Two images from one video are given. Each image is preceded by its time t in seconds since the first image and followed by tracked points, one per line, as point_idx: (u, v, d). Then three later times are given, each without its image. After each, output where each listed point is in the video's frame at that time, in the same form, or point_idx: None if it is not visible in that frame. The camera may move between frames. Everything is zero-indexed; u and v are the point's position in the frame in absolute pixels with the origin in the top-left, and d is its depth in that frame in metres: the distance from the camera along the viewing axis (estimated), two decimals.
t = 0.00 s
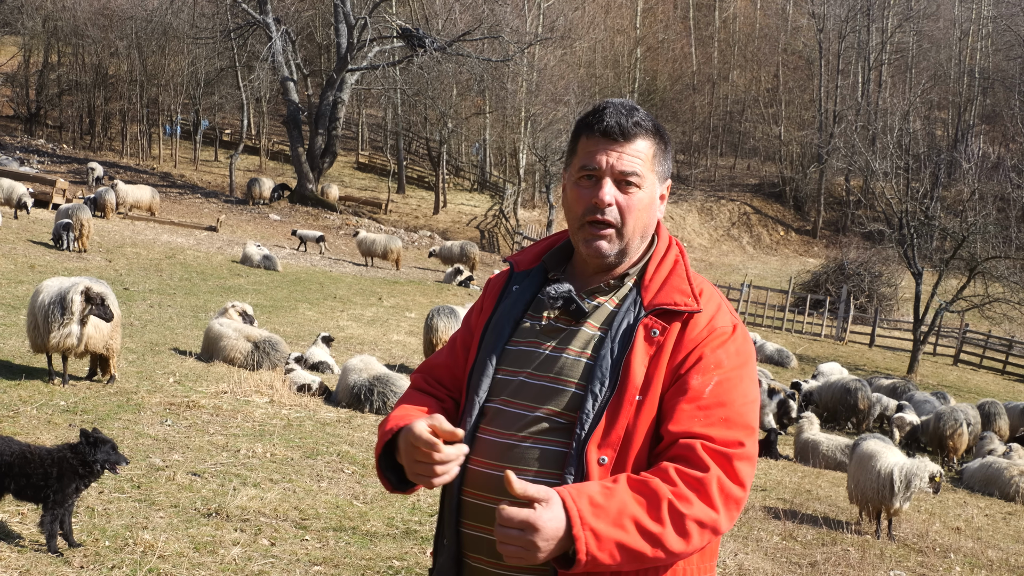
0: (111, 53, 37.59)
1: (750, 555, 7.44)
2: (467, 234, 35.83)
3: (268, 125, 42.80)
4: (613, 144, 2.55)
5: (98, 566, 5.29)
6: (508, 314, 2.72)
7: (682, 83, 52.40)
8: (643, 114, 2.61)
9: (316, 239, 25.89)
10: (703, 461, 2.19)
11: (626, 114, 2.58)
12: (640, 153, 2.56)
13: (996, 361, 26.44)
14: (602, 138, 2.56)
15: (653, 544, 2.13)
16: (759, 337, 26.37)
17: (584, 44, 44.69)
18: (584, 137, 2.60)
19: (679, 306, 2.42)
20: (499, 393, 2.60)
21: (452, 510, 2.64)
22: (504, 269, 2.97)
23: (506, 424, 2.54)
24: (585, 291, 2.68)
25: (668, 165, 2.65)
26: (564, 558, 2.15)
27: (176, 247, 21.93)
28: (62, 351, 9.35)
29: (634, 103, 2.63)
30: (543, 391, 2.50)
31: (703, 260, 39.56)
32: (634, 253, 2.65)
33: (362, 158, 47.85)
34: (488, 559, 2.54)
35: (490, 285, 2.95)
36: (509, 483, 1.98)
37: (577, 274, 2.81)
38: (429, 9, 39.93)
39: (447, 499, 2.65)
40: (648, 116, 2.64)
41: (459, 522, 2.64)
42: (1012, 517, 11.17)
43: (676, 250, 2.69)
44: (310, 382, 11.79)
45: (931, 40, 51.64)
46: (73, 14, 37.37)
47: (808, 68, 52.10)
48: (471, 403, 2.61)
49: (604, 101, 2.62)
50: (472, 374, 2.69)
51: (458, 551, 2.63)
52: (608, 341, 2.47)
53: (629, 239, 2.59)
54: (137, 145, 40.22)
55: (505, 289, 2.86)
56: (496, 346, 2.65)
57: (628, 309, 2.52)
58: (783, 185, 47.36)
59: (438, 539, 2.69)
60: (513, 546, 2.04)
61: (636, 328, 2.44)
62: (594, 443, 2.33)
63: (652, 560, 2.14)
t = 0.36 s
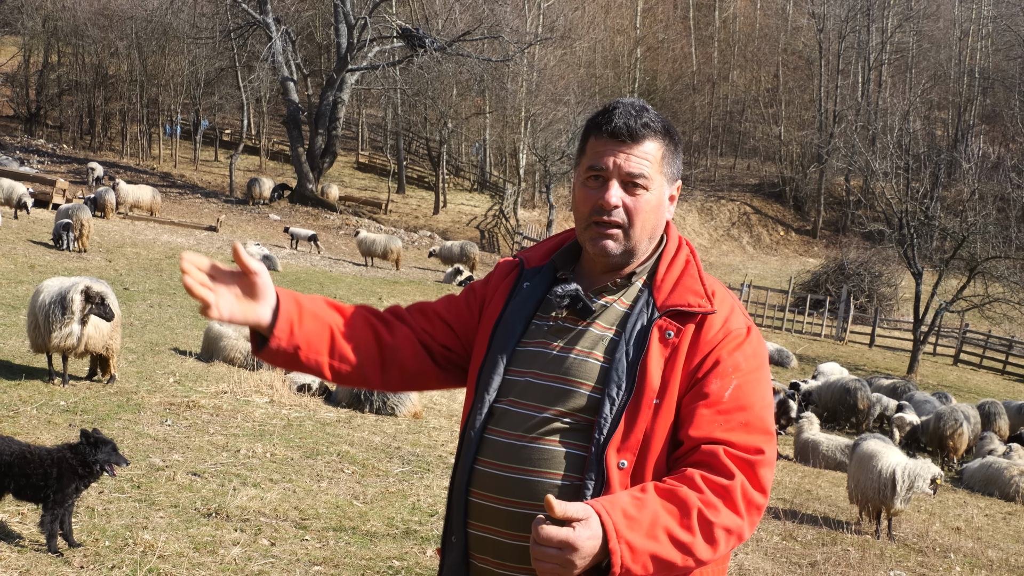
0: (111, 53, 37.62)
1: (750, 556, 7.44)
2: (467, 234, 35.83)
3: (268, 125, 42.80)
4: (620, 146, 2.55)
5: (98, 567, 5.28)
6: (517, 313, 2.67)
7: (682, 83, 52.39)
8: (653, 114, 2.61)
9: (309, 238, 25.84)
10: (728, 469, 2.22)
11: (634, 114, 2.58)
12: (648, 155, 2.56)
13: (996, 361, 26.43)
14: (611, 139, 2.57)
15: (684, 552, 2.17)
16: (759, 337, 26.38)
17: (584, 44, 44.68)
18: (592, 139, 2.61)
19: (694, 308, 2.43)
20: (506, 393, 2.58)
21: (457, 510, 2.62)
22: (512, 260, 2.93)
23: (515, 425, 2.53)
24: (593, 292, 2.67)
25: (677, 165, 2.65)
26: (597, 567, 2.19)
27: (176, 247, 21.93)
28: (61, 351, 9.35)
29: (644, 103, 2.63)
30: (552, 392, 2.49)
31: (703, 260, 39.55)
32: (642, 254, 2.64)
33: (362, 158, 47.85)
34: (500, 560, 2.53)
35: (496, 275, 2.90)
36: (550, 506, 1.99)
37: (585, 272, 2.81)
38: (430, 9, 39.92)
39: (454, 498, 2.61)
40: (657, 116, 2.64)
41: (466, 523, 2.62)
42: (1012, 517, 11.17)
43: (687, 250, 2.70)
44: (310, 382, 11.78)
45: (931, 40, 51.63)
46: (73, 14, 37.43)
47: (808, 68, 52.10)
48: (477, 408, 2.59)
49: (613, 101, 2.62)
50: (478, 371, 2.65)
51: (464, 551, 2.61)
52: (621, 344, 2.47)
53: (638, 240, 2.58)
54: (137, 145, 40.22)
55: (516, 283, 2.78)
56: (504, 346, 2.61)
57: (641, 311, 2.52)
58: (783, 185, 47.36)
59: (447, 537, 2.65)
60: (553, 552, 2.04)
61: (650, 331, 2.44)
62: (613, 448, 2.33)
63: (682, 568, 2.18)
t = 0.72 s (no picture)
0: (111, 54, 37.67)
1: (750, 556, 7.44)
2: (467, 234, 35.82)
3: (268, 125, 42.80)
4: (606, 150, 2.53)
5: (98, 566, 5.29)
6: (530, 297, 2.66)
7: (682, 83, 52.39)
8: (643, 113, 2.59)
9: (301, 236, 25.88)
10: (727, 472, 2.23)
11: (620, 116, 2.56)
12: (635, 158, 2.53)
13: (996, 361, 26.43)
14: (596, 143, 2.56)
15: (683, 556, 2.17)
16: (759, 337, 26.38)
17: (584, 44, 44.66)
18: (583, 141, 2.60)
19: (699, 312, 2.42)
20: (511, 394, 2.58)
21: (460, 511, 2.61)
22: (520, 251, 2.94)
23: (519, 427, 2.53)
24: (596, 293, 2.67)
25: (672, 166, 2.62)
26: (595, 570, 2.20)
27: (176, 247, 21.93)
28: (62, 351, 9.35)
29: (632, 102, 2.61)
30: (557, 396, 2.48)
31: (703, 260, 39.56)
32: (639, 254, 2.62)
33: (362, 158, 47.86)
34: (504, 563, 2.52)
35: (501, 264, 2.89)
36: (546, 511, 2.00)
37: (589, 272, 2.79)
38: (430, 9, 39.93)
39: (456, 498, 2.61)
40: (649, 114, 2.62)
41: (468, 524, 2.61)
42: (1012, 517, 11.17)
43: (691, 251, 2.69)
44: (310, 382, 11.77)
45: (931, 40, 51.65)
46: (73, 15, 37.46)
47: (808, 68, 52.10)
48: (482, 407, 2.59)
49: (603, 103, 2.62)
50: (482, 366, 2.64)
51: (466, 552, 2.60)
52: (627, 347, 2.46)
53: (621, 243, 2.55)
54: (137, 145, 40.24)
55: (524, 272, 2.77)
56: (507, 346, 2.60)
57: (646, 315, 2.51)
58: (783, 185, 47.36)
59: (445, 524, 2.64)
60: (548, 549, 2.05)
61: (654, 335, 2.44)
62: (619, 453, 2.34)
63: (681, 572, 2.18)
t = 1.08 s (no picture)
0: (111, 54, 37.69)
1: (750, 556, 7.45)
2: (467, 234, 35.82)
3: (268, 125, 42.80)
4: (634, 151, 2.55)
5: (98, 566, 5.29)
6: (520, 317, 2.73)
7: (682, 83, 52.41)
8: (667, 117, 2.61)
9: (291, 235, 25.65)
10: (720, 474, 2.22)
11: (649, 117, 2.57)
12: (662, 159, 2.56)
13: (996, 361, 26.42)
14: (624, 144, 2.56)
15: (666, 556, 2.18)
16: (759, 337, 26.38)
17: (585, 44, 44.65)
18: (606, 141, 2.61)
19: (699, 314, 2.42)
20: (510, 395, 2.59)
21: (457, 512, 2.67)
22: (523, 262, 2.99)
23: (518, 428, 2.53)
24: (599, 295, 2.67)
25: (690, 170, 2.64)
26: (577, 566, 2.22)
27: (176, 247, 21.92)
28: (61, 350, 9.34)
29: (658, 106, 2.61)
30: (557, 398, 2.47)
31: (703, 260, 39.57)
32: (650, 259, 2.63)
33: (362, 158, 47.89)
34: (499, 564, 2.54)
35: (504, 283, 2.95)
36: (524, 500, 2.06)
37: (592, 275, 2.80)
38: (430, 9, 39.96)
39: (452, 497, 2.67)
40: (671, 119, 2.63)
41: (464, 523, 2.67)
42: (1012, 517, 11.16)
43: (696, 254, 2.69)
44: (310, 382, 11.77)
45: (931, 40, 51.67)
46: (73, 14, 37.47)
47: (808, 68, 52.09)
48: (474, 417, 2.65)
49: (627, 103, 2.62)
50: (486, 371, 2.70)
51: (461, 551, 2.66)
52: (627, 349, 2.46)
53: (647, 245, 2.58)
54: (137, 145, 40.21)
55: (521, 288, 2.86)
56: (507, 349, 2.66)
57: (647, 317, 2.52)
58: (783, 185, 47.38)
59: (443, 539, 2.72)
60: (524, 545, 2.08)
61: (655, 337, 2.44)
62: (616, 455, 2.34)
63: (664, 571, 2.19)
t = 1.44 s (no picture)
0: (111, 53, 37.69)
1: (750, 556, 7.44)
2: (467, 234, 35.80)
3: (268, 125, 42.79)
4: (629, 149, 2.56)
5: (98, 566, 5.28)
6: (510, 321, 2.74)
7: (682, 83, 52.45)
8: (660, 115, 2.62)
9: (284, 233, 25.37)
10: (772, 470, 2.22)
11: (643, 116, 2.58)
12: (656, 158, 2.57)
13: (996, 361, 26.42)
14: (619, 142, 2.57)
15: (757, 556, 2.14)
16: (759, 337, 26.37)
17: (585, 44, 44.64)
18: (599, 139, 2.62)
19: (699, 312, 2.40)
20: (507, 396, 2.60)
21: (454, 514, 2.69)
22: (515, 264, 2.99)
23: (515, 429, 2.53)
24: (593, 293, 2.67)
25: (683, 167, 2.66)
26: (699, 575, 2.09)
27: (176, 247, 21.92)
28: (62, 350, 9.33)
29: (651, 104, 2.63)
30: (555, 397, 2.47)
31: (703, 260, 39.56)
32: (645, 256, 2.64)
33: (362, 158, 47.88)
34: (503, 564, 2.53)
35: (499, 287, 2.96)
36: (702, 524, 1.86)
37: (584, 274, 2.80)
38: (430, 9, 39.97)
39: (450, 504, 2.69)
40: (665, 118, 2.64)
41: (461, 524, 2.69)
42: (1012, 517, 11.16)
43: (688, 251, 2.69)
44: (310, 382, 11.77)
45: (931, 40, 51.66)
46: (73, 14, 37.43)
47: (808, 68, 52.08)
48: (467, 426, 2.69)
49: (620, 102, 2.63)
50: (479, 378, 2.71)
51: (462, 555, 2.70)
52: (627, 348, 2.45)
53: (641, 243, 2.58)
54: (137, 145, 40.19)
55: (512, 290, 2.87)
56: (498, 351, 2.69)
57: (645, 316, 2.51)
58: (783, 185, 47.38)
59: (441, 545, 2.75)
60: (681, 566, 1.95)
61: (654, 336, 2.43)
62: (620, 455, 2.32)
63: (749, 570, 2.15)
